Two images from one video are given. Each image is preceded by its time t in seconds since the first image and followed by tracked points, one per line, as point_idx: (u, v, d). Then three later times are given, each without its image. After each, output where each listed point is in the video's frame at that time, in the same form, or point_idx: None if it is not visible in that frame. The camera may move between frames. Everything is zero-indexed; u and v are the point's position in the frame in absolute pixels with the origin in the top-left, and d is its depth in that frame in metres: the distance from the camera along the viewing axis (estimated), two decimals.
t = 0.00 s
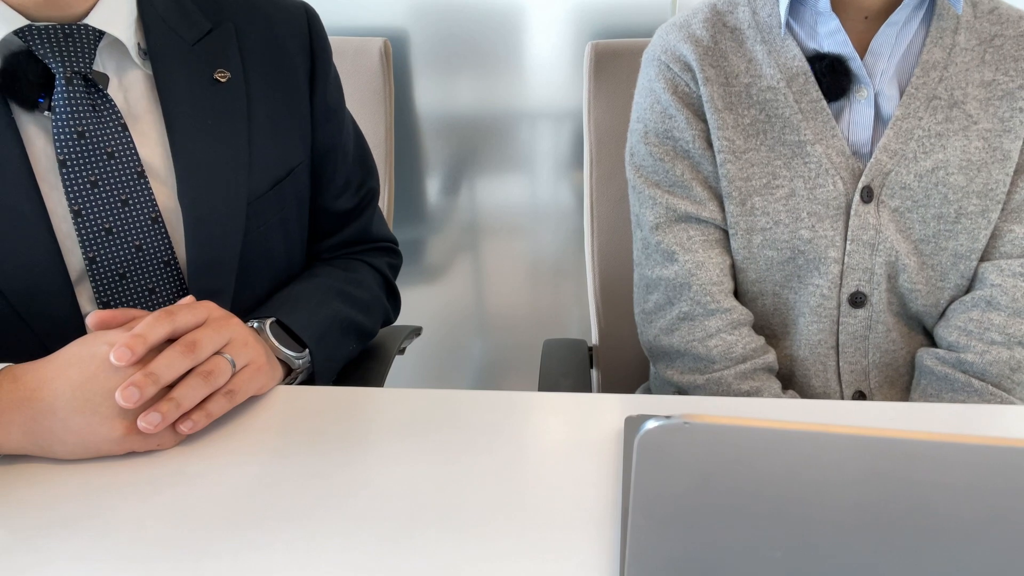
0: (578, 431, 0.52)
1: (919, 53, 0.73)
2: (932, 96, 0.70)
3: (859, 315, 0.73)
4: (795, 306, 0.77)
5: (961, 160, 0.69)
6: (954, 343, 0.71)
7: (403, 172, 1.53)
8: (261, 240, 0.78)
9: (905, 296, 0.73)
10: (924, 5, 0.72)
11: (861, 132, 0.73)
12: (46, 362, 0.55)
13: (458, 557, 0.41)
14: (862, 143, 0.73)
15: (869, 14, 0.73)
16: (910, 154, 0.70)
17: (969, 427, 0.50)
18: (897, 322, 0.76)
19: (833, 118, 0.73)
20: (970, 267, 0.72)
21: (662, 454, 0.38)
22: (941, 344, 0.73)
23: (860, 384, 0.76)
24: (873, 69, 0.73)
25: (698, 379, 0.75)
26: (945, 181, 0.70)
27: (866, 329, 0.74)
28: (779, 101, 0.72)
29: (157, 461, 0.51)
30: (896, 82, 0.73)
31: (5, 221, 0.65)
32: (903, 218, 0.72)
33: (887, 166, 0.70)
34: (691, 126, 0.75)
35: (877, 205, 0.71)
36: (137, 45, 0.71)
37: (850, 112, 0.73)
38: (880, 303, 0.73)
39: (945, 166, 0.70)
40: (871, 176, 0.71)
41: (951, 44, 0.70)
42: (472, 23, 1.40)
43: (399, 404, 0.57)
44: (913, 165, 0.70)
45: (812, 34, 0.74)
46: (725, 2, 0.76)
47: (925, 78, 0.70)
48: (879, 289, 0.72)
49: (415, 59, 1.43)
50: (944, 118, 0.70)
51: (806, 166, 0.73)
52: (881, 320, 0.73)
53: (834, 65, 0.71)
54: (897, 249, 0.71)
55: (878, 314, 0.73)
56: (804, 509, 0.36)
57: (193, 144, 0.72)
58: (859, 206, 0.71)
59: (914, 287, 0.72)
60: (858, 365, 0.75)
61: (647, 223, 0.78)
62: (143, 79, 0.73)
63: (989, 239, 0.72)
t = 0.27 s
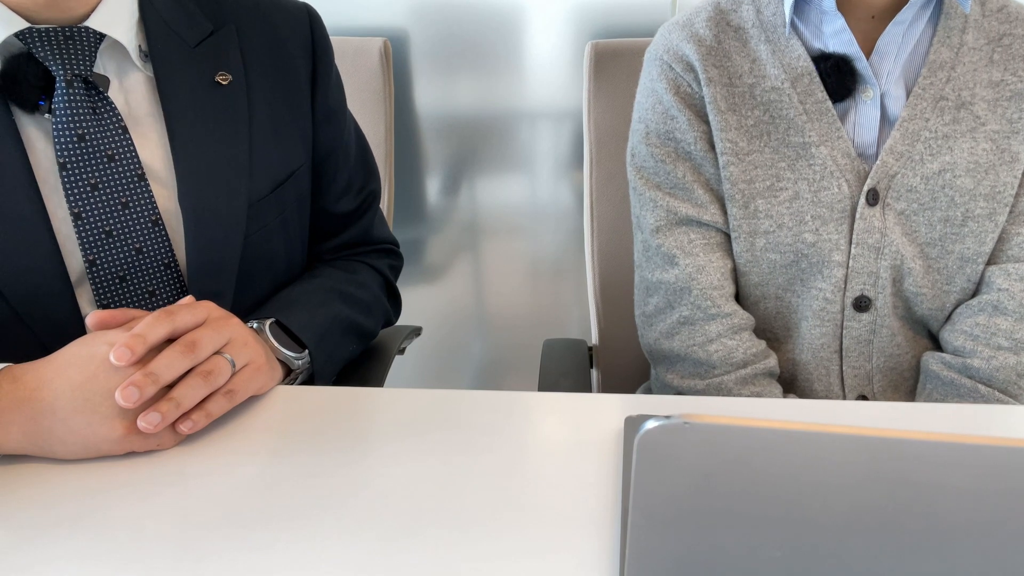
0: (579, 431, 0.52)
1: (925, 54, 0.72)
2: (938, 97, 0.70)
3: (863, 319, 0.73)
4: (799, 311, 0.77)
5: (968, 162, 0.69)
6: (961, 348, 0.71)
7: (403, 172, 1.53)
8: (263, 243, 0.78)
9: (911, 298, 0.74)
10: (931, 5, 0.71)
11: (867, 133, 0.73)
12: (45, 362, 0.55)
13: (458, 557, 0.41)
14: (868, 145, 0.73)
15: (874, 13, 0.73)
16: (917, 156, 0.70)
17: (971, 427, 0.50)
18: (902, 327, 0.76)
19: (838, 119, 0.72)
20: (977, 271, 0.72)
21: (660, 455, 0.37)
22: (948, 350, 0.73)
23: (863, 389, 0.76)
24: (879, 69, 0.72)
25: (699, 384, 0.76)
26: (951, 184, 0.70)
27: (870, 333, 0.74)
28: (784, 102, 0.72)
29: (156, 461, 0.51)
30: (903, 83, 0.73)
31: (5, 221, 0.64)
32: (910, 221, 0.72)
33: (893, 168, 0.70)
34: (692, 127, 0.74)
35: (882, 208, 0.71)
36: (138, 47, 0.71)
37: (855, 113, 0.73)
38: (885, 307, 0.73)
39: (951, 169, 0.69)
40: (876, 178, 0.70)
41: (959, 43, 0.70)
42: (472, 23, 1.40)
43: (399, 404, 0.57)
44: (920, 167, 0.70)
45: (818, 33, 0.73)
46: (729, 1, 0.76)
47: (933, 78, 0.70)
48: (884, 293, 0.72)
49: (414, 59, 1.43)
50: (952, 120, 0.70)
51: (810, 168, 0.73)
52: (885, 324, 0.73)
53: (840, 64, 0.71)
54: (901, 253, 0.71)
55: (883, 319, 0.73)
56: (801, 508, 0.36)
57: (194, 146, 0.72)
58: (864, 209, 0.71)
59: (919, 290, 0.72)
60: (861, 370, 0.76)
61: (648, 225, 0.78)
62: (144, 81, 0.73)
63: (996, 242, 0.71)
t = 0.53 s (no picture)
0: (578, 431, 0.52)
1: (927, 57, 0.72)
2: (942, 101, 0.70)
3: (862, 324, 0.73)
4: (799, 316, 0.77)
5: (970, 167, 0.69)
6: (961, 352, 0.71)
7: (403, 172, 1.53)
8: (263, 244, 0.78)
9: (911, 303, 0.74)
10: (934, 6, 0.70)
11: (868, 138, 0.72)
12: (45, 362, 0.55)
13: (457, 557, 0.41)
14: (868, 149, 0.73)
15: (879, 18, 0.73)
16: (919, 161, 0.70)
17: (971, 427, 0.50)
18: (901, 331, 0.76)
19: (839, 124, 0.72)
20: (977, 276, 0.72)
21: (660, 456, 0.37)
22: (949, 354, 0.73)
23: (861, 393, 0.77)
24: (880, 72, 0.72)
25: (696, 389, 0.76)
26: (952, 189, 0.70)
27: (869, 337, 0.74)
28: (783, 107, 0.72)
29: (156, 461, 0.51)
30: (904, 86, 0.72)
31: (5, 221, 0.64)
32: (910, 226, 0.72)
33: (895, 172, 0.70)
34: (691, 132, 0.74)
35: (883, 213, 0.71)
36: (142, 48, 0.71)
37: (856, 117, 0.73)
38: (884, 312, 0.73)
39: (953, 174, 0.69)
40: (877, 183, 0.70)
41: (963, 45, 0.69)
42: (472, 23, 1.40)
43: (399, 404, 0.57)
44: (921, 172, 0.70)
45: (817, 36, 0.73)
46: (729, 3, 0.76)
47: (936, 81, 0.70)
48: (883, 298, 0.72)
49: (414, 59, 1.43)
50: (955, 124, 0.70)
51: (810, 173, 0.72)
52: (884, 329, 0.74)
53: (840, 68, 0.71)
54: (902, 258, 0.71)
55: (882, 323, 0.73)
56: (800, 507, 0.36)
57: (195, 147, 0.72)
58: (865, 214, 0.70)
59: (919, 295, 0.72)
60: (859, 373, 0.76)
61: (645, 230, 0.78)
62: (147, 82, 0.73)
63: (997, 247, 0.72)
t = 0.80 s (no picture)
0: (579, 431, 0.52)
1: (930, 60, 0.71)
2: (944, 103, 0.70)
3: (863, 328, 0.73)
4: (799, 320, 0.77)
5: (973, 171, 0.69)
6: (964, 356, 0.71)
7: (403, 172, 1.52)
8: (264, 245, 0.78)
9: (913, 308, 0.74)
10: (936, 8, 0.70)
11: (869, 140, 0.73)
12: (46, 362, 0.55)
13: (458, 557, 0.41)
14: (869, 151, 0.73)
15: (881, 18, 0.73)
16: (921, 164, 0.70)
17: (972, 427, 0.50)
18: (902, 334, 0.76)
19: (840, 126, 0.72)
20: (979, 280, 0.73)
21: (660, 456, 0.37)
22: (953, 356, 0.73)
23: (861, 397, 0.77)
24: (882, 75, 0.72)
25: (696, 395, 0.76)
26: (955, 193, 0.69)
27: (870, 342, 0.74)
28: (784, 110, 0.72)
29: (157, 461, 0.51)
30: (905, 89, 0.72)
31: (6, 221, 0.64)
32: (911, 230, 0.72)
33: (896, 176, 0.70)
34: (690, 135, 0.75)
35: (885, 217, 0.71)
36: (148, 49, 0.71)
37: (857, 119, 0.73)
38: (885, 317, 0.73)
39: (955, 177, 0.69)
40: (879, 186, 0.70)
41: (966, 47, 0.69)
42: (472, 23, 1.40)
43: (399, 404, 0.57)
44: (924, 176, 0.70)
45: (819, 38, 0.73)
46: (729, 4, 0.76)
47: (939, 83, 0.70)
48: (885, 303, 0.72)
49: (414, 59, 1.43)
50: (957, 126, 0.70)
51: (811, 177, 0.72)
52: (886, 333, 0.74)
53: (841, 71, 0.71)
54: (904, 262, 0.71)
55: (883, 328, 0.73)
56: (800, 506, 0.36)
57: (197, 149, 0.72)
58: (866, 218, 0.70)
59: (921, 299, 0.72)
60: (860, 378, 0.76)
61: (644, 233, 0.78)
62: (151, 84, 0.73)
63: (1001, 251, 0.72)
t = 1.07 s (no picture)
0: (578, 431, 0.52)
1: (932, 62, 0.71)
2: (947, 106, 0.70)
3: (863, 331, 0.73)
4: (798, 321, 0.77)
5: (974, 174, 0.69)
6: (966, 358, 0.71)
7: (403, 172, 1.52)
8: (264, 246, 0.78)
9: (912, 310, 0.74)
10: (939, 10, 0.70)
11: (870, 143, 0.72)
12: (46, 362, 0.55)
13: (458, 557, 0.41)
14: (870, 155, 0.73)
15: (885, 22, 0.73)
16: (923, 168, 0.70)
17: (972, 426, 0.50)
18: (901, 336, 0.77)
19: (841, 129, 0.72)
20: (980, 283, 0.73)
21: (660, 455, 0.37)
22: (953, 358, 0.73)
23: (860, 398, 0.77)
24: (885, 78, 0.72)
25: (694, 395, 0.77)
26: (956, 197, 0.70)
27: (870, 344, 0.74)
28: (784, 113, 0.72)
29: (157, 461, 0.51)
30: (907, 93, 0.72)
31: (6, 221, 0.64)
32: (912, 233, 0.72)
33: (898, 180, 0.70)
34: (690, 137, 0.75)
35: (886, 220, 0.71)
36: (152, 50, 0.71)
37: (859, 124, 0.73)
38: (885, 319, 0.73)
39: (957, 181, 0.69)
40: (881, 189, 0.70)
41: (968, 50, 0.69)
42: (472, 23, 1.40)
43: (399, 404, 0.57)
44: (925, 179, 0.70)
45: (821, 41, 0.73)
46: (730, 4, 0.75)
47: (941, 86, 0.69)
48: (884, 305, 0.72)
49: (414, 59, 1.43)
50: (960, 130, 0.70)
51: (811, 180, 0.72)
52: (885, 335, 0.74)
53: (843, 74, 0.71)
54: (904, 265, 0.71)
55: (883, 330, 0.73)
56: (800, 505, 0.36)
57: (199, 150, 0.72)
58: (868, 221, 0.70)
59: (921, 302, 0.72)
60: (858, 379, 0.76)
61: (644, 235, 0.79)
62: (155, 84, 0.73)
63: (1002, 254, 0.72)
